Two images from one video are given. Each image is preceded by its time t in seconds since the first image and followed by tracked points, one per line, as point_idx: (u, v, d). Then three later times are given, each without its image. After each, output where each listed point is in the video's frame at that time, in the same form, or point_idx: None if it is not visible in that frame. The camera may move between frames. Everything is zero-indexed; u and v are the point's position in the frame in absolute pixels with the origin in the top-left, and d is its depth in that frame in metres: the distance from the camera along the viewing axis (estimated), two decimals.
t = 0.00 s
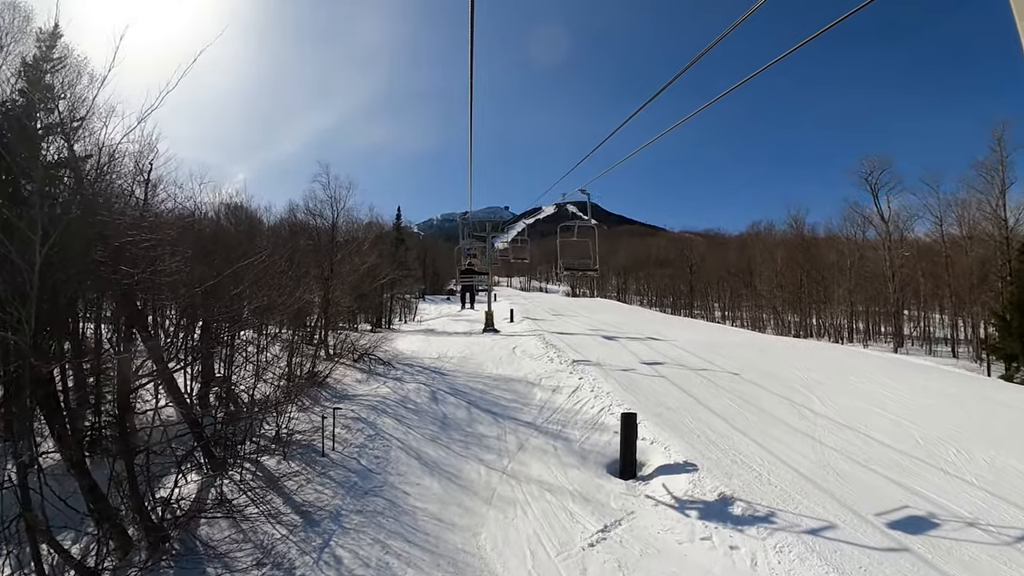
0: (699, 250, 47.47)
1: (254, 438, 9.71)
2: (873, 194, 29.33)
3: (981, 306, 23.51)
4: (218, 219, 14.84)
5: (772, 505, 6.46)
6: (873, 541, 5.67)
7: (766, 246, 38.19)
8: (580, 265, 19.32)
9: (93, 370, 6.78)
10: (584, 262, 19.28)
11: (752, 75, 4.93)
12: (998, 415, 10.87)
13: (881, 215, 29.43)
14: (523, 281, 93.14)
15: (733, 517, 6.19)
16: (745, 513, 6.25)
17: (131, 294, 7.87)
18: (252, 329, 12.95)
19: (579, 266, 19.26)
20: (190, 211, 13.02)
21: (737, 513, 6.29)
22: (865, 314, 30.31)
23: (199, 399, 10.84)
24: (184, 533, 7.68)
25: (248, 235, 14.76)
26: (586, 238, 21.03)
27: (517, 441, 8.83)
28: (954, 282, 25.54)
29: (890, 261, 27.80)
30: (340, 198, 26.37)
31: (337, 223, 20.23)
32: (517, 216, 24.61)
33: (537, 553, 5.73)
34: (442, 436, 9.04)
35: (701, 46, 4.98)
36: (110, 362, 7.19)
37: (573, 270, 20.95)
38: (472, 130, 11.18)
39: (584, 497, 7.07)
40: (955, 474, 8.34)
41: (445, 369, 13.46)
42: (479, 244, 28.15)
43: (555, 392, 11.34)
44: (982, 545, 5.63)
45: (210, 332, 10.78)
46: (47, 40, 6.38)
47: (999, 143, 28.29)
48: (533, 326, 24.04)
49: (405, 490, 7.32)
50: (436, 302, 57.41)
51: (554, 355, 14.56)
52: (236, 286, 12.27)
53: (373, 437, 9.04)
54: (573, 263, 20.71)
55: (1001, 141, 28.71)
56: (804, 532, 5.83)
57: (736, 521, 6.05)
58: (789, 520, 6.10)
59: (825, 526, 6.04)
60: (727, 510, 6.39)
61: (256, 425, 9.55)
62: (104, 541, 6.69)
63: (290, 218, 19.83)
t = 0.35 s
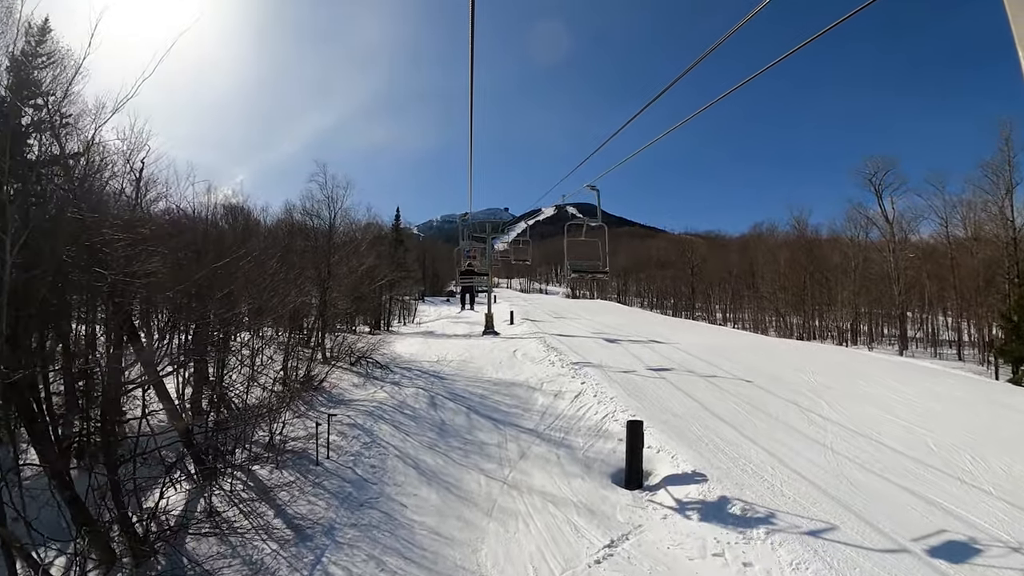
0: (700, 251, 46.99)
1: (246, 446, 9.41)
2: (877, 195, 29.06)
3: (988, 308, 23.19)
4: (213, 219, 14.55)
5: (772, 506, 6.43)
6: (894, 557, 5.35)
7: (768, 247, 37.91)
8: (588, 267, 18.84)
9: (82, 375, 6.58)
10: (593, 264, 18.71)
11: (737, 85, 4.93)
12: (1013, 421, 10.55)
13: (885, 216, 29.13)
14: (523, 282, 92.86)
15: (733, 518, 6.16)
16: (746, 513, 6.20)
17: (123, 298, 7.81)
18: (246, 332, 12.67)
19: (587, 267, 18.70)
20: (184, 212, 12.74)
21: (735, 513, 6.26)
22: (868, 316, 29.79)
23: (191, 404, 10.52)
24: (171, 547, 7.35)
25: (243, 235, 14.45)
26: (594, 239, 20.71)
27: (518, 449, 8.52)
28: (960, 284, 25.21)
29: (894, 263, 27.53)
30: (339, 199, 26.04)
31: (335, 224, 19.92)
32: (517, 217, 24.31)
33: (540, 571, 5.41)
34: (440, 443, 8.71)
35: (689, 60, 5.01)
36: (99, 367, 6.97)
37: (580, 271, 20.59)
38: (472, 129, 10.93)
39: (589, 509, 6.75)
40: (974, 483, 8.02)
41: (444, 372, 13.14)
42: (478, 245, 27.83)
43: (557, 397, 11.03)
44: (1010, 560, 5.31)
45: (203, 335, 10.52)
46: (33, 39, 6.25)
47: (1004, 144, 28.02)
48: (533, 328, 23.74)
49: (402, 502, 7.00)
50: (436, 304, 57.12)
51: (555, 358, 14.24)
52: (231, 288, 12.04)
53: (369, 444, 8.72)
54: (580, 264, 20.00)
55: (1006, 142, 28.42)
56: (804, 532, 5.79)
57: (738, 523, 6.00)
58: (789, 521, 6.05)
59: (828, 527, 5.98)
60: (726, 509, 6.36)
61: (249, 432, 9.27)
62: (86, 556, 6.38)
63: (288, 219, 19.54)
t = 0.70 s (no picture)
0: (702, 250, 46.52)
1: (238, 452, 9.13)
2: (882, 194, 28.74)
3: (995, 309, 22.82)
4: (207, 219, 14.22)
5: (773, 505, 6.45)
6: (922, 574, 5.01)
7: (771, 247, 37.57)
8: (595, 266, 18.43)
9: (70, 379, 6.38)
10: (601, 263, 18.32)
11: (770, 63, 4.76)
12: None
13: (889, 215, 28.78)
14: (524, 282, 92.47)
15: (734, 517, 6.15)
16: (744, 510, 6.26)
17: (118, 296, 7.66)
18: (239, 334, 12.41)
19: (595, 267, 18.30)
20: (176, 210, 12.44)
21: (734, 510, 6.31)
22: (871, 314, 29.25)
23: (182, 408, 10.25)
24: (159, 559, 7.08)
25: (238, 234, 14.13)
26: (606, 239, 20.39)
27: (520, 456, 8.20)
28: (967, 284, 24.84)
29: (899, 262, 27.23)
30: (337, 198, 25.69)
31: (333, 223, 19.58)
32: (518, 216, 23.95)
33: None
34: (439, 450, 8.39)
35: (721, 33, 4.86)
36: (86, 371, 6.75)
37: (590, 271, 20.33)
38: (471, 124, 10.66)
39: (594, 521, 6.44)
40: (993, 491, 7.72)
41: (444, 375, 12.83)
42: (479, 245, 27.47)
43: (559, 400, 10.72)
44: None
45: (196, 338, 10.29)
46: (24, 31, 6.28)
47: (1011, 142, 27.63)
48: (535, 329, 23.42)
49: (400, 513, 6.69)
50: (436, 304, 56.79)
51: (557, 360, 13.91)
52: (225, 289, 11.81)
53: (366, 451, 8.41)
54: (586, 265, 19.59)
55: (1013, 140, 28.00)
56: (805, 532, 5.82)
57: (739, 522, 6.03)
58: (789, 521, 6.08)
59: (829, 527, 6.01)
60: (726, 509, 6.39)
61: (242, 438, 9.00)
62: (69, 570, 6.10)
63: (284, 218, 19.20)
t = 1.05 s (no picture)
0: (703, 249, 46.24)
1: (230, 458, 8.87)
2: (886, 192, 28.43)
3: (1002, 309, 22.54)
4: (201, 216, 13.90)
5: (773, 505, 6.43)
6: None
7: (773, 246, 37.28)
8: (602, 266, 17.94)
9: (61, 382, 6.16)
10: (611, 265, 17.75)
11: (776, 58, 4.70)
12: None
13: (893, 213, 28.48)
14: (524, 280, 92.21)
15: (746, 529, 5.85)
16: (744, 509, 6.23)
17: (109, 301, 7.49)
18: (233, 334, 12.16)
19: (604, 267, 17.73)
20: (169, 208, 12.14)
21: (734, 509, 6.28)
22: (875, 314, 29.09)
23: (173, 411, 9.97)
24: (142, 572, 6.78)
25: (232, 232, 13.81)
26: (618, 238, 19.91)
27: (522, 462, 7.89)
28: (973, 283, 24.53)
29: (904, 261, 26.95)
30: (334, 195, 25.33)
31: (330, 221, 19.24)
32: (518, 214, 23.62)
33: None
34: (438, 456, 8.08)
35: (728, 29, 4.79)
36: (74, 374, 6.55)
37: (602, 270, 19.78)
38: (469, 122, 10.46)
39: (600, 532, 6.15)
40: (1012, 498, 7.44)
41: (442, 376, 12.51)
42: (478, 243, 27.13)
43: (561, 403, 10.40)
44: None
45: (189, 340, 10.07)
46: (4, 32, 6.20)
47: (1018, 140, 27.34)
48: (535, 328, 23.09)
49: (396, 524, 6.38)
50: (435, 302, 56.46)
51: (559, 361, 13.60)
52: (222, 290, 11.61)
53: (361, 457, 8.10)
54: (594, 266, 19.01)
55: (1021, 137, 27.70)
56: (806, 531, 5.82)
57: (738, 519, 6.05)
58: (789, 519, 6.09)
59: (828, 526, 6.03)
60: (727, 506, 6.38)
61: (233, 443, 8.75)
62: None
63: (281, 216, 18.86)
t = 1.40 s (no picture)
0: (704, 248, 45.96)
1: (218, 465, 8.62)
2: (889, 191, 28.16)
3: (1008, 309, 22.28)
4: (193, 213, 13.56)
5: (771, 503, 6.47)
6: None
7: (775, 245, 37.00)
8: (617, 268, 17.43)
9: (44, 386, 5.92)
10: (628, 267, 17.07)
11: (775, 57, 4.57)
12: None
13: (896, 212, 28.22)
14: (523, 279, 91.89)
15: (760, 543, 5.55)
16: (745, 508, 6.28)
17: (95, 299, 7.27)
18: (225, 335, 11.92)
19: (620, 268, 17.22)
20: (159, 206, 11.84)
21: (735, 508, 6.31)
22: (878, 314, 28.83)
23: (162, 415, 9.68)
24: None
25: (225, 230, 13.49)
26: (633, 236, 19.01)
27: (522, 469, 7.57)
28: (978, 283, 24.28)
29: (907, 260, 26.68)
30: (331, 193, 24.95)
31: (326, 219, 18.88)
32: (518, 213, 23.27)
33: None
34: (435, 462, 7.76)
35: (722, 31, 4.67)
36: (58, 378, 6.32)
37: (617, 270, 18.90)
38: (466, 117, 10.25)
39: (605, 546, 5.84)
40: None
41: (440, 378, 12.18)
42: (477, 242, 26.77)
43: (563, 406, 10.09)
44: None
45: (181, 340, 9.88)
46: None
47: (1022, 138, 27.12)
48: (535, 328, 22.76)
49: (391, 536, 6.06)
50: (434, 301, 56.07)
51: (559, 362, 13.29)
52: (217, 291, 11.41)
53: (355, 464, 7.78)
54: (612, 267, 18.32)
55: None
56: (804, 529, 5.85)
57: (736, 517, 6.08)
58: (788, 518, 6.10)
59: (828, 525, 6.05)
60: (725, 503, 6.43)
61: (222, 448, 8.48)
62: None
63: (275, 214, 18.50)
